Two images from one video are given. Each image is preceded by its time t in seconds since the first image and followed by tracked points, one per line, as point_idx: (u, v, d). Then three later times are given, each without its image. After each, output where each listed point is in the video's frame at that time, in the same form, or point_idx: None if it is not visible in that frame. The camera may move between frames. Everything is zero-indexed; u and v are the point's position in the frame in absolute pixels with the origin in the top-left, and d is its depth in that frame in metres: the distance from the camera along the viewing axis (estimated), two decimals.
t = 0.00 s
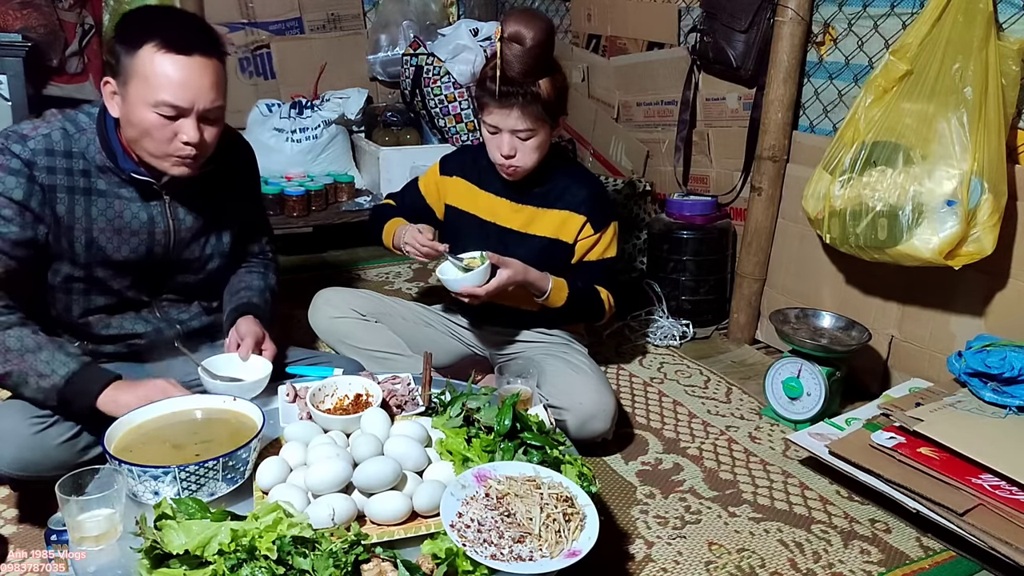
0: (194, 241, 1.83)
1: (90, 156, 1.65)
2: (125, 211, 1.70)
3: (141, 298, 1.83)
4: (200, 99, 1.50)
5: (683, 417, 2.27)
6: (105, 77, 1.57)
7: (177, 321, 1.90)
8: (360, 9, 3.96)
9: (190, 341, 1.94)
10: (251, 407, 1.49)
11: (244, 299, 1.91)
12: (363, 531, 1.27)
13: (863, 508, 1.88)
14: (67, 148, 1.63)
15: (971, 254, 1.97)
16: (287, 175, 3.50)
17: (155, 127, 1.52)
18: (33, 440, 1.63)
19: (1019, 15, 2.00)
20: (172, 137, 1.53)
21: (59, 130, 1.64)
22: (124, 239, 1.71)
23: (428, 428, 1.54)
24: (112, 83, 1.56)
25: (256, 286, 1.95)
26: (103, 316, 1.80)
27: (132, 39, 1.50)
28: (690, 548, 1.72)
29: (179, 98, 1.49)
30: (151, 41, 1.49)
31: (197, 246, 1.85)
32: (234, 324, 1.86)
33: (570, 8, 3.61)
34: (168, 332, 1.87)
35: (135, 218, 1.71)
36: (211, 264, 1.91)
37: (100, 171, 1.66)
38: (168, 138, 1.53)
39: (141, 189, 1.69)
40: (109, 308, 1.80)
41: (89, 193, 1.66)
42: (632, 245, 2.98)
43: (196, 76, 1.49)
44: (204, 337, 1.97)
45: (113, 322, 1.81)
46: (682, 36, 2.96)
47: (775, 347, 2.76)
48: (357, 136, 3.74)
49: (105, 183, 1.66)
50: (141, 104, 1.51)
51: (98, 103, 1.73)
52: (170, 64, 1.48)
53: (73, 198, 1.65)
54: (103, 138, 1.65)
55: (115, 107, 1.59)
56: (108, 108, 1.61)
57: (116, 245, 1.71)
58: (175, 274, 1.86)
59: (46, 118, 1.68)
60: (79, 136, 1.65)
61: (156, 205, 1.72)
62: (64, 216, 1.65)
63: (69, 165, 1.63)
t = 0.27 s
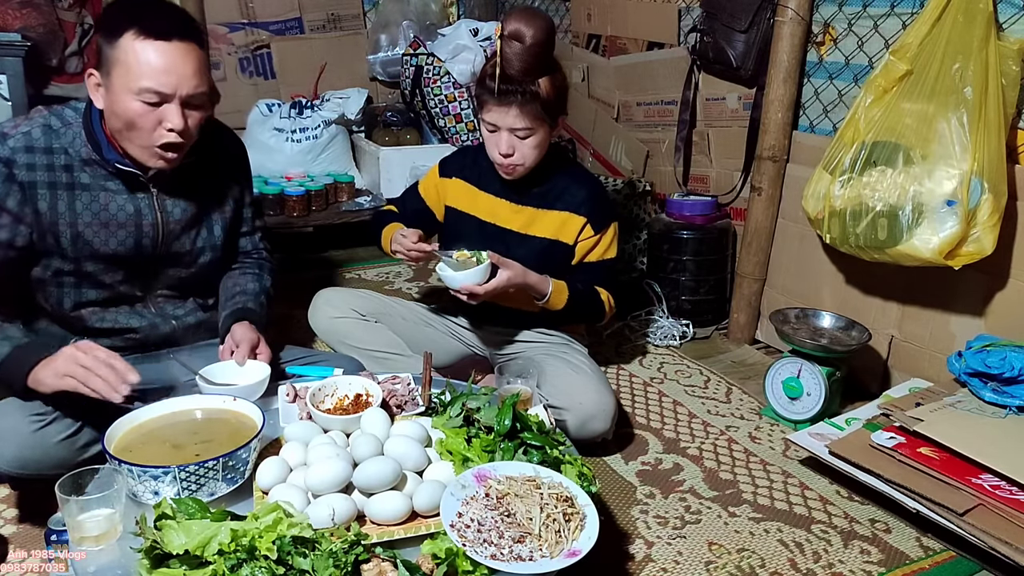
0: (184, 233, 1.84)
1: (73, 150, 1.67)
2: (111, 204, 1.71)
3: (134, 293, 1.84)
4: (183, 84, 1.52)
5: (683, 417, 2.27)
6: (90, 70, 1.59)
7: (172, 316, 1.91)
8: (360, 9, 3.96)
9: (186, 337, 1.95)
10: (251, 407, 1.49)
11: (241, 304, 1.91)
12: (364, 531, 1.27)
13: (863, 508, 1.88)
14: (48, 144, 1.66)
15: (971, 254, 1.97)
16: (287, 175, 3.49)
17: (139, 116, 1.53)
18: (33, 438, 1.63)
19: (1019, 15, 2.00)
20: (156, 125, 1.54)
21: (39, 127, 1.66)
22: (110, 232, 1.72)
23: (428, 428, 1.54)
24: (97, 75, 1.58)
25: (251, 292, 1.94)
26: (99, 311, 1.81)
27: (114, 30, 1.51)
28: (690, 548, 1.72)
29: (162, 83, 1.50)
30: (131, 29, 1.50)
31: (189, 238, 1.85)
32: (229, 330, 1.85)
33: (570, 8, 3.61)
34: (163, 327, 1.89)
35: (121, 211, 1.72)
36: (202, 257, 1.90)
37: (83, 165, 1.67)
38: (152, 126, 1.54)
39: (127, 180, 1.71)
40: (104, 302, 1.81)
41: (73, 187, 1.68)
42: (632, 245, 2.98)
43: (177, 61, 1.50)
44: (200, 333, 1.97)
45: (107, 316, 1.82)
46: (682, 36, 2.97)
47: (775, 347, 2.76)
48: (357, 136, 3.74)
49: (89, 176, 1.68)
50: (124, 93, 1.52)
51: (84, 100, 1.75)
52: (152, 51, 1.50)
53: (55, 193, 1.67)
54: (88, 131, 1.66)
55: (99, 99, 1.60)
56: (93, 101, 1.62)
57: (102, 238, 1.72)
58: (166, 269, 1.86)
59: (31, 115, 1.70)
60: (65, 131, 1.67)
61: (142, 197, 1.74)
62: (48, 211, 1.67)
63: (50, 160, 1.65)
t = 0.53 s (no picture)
0: (172, 224, 1.88)
1: (57, 143, 1.73)
2: (95, 192, 1.76)
3: (125, 284, 1.89)
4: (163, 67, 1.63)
5: (683, 417, 2.27)
6: (73, 60, 1.68)
7: (164, 308, 1.94)
8: (360, 9, 3.96)
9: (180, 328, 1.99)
10: (251, 407, 1.48)
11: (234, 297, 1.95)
12: (364, 531, 1.27)
13: (864, 508, 1.88)
14: (33, 138, 1.72)
15: (971, 254, 1.97)
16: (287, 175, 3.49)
17: (123, 100, 1.63)
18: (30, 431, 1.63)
19: (1020, 15, 2.00)
20: (139, 109, 1.64)
21: (25, 122, 1.73)
22: (97, 220, 1.78)
23: (428, 428, 1.54)
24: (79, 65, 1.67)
25: (244, 286, 1.98)
26: (92, 298, 1.86)
27: (92, 18, 1.60)
28: (690, 548, 1.72)
29: (143, 67, 1.61)
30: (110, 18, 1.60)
31: (175, 231, 1.89)
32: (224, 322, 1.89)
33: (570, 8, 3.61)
34: (153, 317, 1.92)
35: (105, 199, 1.77)
36: (192, 249, 1.94)
37: (67, 157, 1.74)
38: (135, 111, 1.64)
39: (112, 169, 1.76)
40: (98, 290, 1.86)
41: (58, 177, 1.74)
42: (632, 245, 2.98)
43: (157, 48, 1.61)
44: (192, 325, 2.00)
45: (99, 303, 1.87)
46: (681, 36, 2.97)
47: (775, 347, 2.76)
48: (357, 136, 3.74)
49: (73, 167, 1.74)
50: (107, 79, 1.62)
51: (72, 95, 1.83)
52: (131, 37, 1.60)
53: (39, 183, 1.73)
54: (75, 121, 1.72)
55: (82, 88, 1.69)
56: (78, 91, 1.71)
57: (85, 227, 1.78)
58: (155, 261, 1.89)
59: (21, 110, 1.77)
60: (53, 123, 1.74)
61: (128, 186, 1.79)
62: (34, 201, 1.74)
63: (33, 153, 1.72)
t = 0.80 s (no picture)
0: (171, 215, 1.89)
1: (61, 137, 1.75)
2: (98, 182, 1.78)
3: (124, 277, 1.89)
4: (155, 52, 1.68)
5: (683, 417, 2.27)
6: (70, 54, 1.73)
7: (162, 301, 1.95)
8: (360, 9, 3.96)
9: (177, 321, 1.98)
10: (250, 407, 1.48)
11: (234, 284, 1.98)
12: (364, 531, 1.27)
13: (863, 508, 1.88)
14: (36, 131, 1.74)
15: (971, 254, 1.97)
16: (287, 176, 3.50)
17: (119, 86, 1.68)
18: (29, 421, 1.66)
19: (1019, 15, 2.00)
20: (135, 94, 1.69)
21: (27, 117, 1.75)
22: (99, 209, 1.79)
23: (428, 428, 1.54)
24: (76, 56, 1.72)
25: (240, 275, 2.00)
26: (92, 289, 1.86)
27: (85, 10, 1.66)
28: (690, 548, 1.72)
29: (137, 51, 1.67)
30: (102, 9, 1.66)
31: (173, 221, 1.90)
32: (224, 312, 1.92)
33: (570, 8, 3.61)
34: (150, 308, 1.92)
35: (108, 188, 1.79)
36: (190, 241, 1.95)
37: (72, 149, 1.75)
38: (131, 96, 1.69)
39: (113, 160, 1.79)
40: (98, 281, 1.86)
41: (61, 167, 1.75)
42: (632, 245, 2.98)
43: (149, 35, 1.67)
44: (191, 317, 2.00)
45: (98, 294, 1.86)
46: (681, 36, 2.97)
47: (775, 347, 2.76)
48: (357, 136, 3.75)
49: (76, 158, 1.76)
50: (103, 66, 1.67)
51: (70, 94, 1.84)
52: (123, 24, 1.66)
53: (43, 173, 1.74)
54: (76, 116, 1.74)
55: (80, 80, 1.73)
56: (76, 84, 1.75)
57: (88, 215, 1.79)
58: (155, 253, 1.90)
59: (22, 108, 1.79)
60: (55, 119, 1.76)
61: (128, 177, 1.81)
62: (37, 189, 1.74)
63: (38, 145, 1.73)
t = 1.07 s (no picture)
0: (175, 210, 1.92)
1: (71, 132, 1.78)
2: (106, 175, 1.81)
3: (126, 269, 1.91)
4: (157, 48, 1.73)
5: (683, 417, 2.27)
6: (78, 55, 1.79)
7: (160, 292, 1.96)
8: (360, 9, 3.96)
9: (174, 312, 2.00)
10: (250, 407, 1.48)
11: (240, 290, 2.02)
12: (364, 531, 1.27)
13: (864, 508, 1.88)
14: (48, 126, 1.77)
15: (971, 254, 1.97)
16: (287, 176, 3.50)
17: (123, 80, 1.72)
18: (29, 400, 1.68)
19: (1019, 15, 2.00)
20: (138, 88, 1.72)
21: (38, 113, 1.78)
22: (107, 201, 1.81)
23: (428, 428, 1.54)
24: (83, 57, 1.77)
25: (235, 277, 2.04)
26: (93, 281, 1.87)
27: (91, 12, 1.73)
28: (690, 548, 1.72)
29: (140, 48, 1.71)
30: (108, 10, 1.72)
31: (176, 216, 1.93)
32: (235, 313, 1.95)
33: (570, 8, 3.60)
34: (149, 299, 1.93)
35: (115, 181, 1.81)
36: (190, 237, 1.98)
37: (81, 144, 1.79)
38: (134, 89, 1.72)
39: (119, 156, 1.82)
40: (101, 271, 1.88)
41: (70, 161, 1.78)
42: (632, 245, 2.98)
43: (152, 32, 1.73)
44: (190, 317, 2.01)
45: (100, 285, 1.88)
46: (682, 36, 2.97)
47: (775, 347, 2.76)
48: (357, 136, 3.75)
49: (85, 152, 1.79)
50: (108, 62, 1.71)
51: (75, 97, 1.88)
52: (126, 23, 1.72)
53: (55, 164, 1.76)
54: (84, 113, 1.78)
55: (87, 80, 1.78)
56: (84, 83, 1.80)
57: (100, 206, 1.81)
58: (158, 248, 1.94)
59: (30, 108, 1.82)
60: (62, 117, 1.79)
61: (134, 173, 1.84)
62: (51, 178, 1.76)
63: (49, 138, 1.76)
